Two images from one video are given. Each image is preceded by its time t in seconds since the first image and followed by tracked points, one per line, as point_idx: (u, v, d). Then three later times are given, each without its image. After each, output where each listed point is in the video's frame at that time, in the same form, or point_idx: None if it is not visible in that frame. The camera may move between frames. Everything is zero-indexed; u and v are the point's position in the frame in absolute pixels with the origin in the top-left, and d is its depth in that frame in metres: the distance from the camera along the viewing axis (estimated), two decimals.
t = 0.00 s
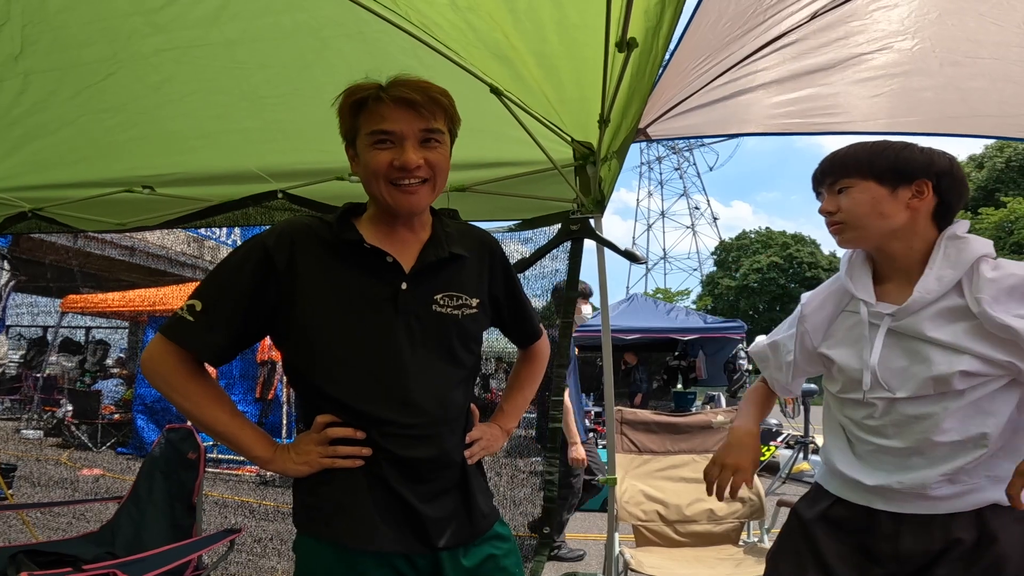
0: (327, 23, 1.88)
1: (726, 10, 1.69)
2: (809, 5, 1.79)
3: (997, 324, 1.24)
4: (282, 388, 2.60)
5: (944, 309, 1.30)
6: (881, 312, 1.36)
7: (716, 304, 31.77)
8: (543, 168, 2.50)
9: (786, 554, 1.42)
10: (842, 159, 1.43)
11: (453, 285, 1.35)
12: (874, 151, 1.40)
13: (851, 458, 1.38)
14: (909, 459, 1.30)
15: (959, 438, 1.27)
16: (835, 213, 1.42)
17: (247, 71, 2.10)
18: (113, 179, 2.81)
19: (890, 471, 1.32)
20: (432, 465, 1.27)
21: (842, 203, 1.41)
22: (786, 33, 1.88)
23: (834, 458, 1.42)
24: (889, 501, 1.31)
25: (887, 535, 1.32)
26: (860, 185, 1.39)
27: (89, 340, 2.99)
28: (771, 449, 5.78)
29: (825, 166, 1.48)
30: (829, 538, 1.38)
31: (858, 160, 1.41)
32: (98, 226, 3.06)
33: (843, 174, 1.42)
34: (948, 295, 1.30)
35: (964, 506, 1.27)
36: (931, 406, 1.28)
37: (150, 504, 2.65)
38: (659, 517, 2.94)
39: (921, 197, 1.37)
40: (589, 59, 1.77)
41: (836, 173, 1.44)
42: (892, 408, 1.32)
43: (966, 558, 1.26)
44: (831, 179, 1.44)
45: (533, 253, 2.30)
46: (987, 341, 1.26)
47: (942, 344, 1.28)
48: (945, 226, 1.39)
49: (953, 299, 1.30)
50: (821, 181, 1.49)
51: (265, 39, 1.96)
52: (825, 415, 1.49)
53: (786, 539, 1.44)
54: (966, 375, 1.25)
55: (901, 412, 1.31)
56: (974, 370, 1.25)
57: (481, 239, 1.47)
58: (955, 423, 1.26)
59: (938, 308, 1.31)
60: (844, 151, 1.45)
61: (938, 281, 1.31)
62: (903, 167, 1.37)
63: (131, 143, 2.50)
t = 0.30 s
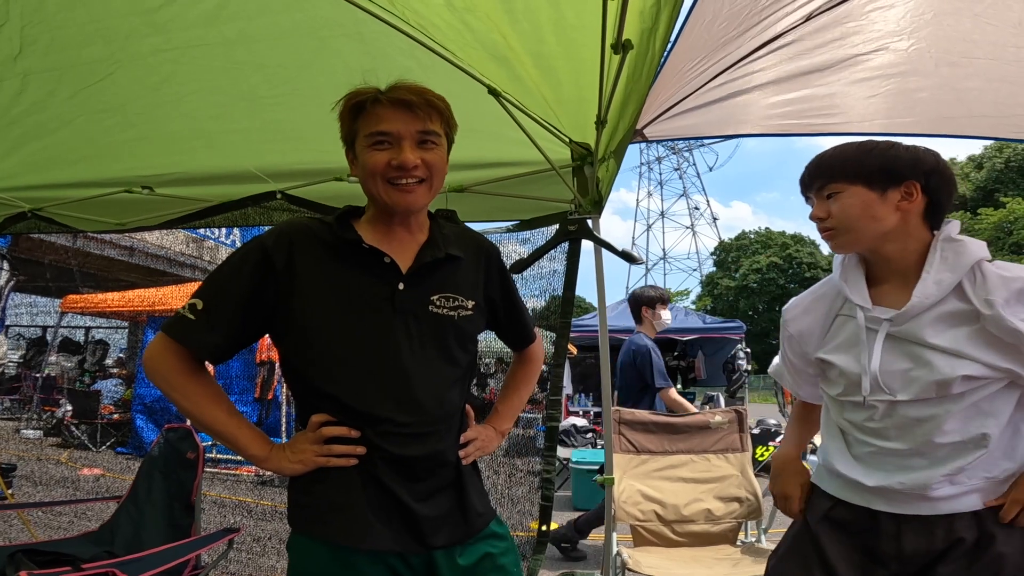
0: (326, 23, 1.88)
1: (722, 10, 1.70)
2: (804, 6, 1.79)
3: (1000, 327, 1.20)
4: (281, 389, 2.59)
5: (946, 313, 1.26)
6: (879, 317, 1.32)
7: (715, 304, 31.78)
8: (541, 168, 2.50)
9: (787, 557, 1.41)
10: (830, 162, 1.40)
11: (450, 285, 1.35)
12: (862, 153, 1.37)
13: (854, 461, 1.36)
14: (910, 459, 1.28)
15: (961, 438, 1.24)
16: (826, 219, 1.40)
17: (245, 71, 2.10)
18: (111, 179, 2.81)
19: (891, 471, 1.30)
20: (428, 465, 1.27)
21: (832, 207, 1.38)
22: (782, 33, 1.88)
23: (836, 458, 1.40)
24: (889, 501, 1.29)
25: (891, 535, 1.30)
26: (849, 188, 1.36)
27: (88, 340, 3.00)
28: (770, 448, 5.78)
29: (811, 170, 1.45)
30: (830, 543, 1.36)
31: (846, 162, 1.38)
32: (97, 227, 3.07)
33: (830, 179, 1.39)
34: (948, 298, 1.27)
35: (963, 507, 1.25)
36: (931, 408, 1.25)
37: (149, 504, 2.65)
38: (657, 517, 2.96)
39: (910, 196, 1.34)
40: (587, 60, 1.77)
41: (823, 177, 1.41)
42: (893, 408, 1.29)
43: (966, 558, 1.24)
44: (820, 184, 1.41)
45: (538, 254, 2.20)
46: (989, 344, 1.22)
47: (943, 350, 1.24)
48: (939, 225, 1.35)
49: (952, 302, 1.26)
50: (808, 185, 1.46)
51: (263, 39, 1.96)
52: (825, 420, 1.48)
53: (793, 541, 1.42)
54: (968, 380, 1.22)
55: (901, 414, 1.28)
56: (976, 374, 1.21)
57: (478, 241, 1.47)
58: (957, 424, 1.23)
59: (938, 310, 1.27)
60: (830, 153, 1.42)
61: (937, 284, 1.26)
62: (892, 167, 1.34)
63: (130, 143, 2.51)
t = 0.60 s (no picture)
0: (325, 24, 1.89)
1: (718, 10, 1.70)
2: (800, 6, 1.79)
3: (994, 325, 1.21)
4: (282, 388, 2.60)
5: (941, 311, 1.27)
6: (877, 317, 1.33)
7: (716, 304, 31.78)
8: (541, 168, 2.50)
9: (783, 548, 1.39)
10: (843, 189, 1.27)
11: (451, 286, 1.36)
12: (873, 171, 1.27)
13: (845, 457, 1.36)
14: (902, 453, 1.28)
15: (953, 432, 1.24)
16: (852, 252, 1.29)
17: (246, 72, 2.11)
18: (113, 179, 2.82)
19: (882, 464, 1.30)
20: (425, 463, 1.28)
21: (858, 238, 1.28)
22: (779, 33, 1.89)
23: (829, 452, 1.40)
24: (880, 494, 1.29)
25: (884, 529, 1.29)
26: (874, 216, 1.26)
27: (89, 339, 3.01)
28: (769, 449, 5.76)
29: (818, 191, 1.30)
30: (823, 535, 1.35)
31: (861, 184, 1.26)
32: (99, 225, 3.08)
33: (851, 206, 1.26)
34: (943, 299, 1.27)
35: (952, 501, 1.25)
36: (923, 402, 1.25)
37: (149, 503, 2.66)
38: (656, 516, 2.96)
39: (917, 211, 1.30)
40: (586, 59, 1.78)
41: (841, 204, 1.27)
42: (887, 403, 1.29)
43: (958, 554, 1.24)
44: (837, 216, 1.28)
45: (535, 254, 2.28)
46: (984, 343, 1.23)
47: (936, 345, 1.25)
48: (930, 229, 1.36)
49: (947, 301, 1.27)
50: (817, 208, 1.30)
51: (263, 40, 1.97)
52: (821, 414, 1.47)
53: (787, 536, 1.40)
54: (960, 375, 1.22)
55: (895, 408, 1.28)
56: (969, 370, 1.22)
57: (481, 243, 1.48)
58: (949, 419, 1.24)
59: (935, 310, 1.27)
60: (835, 173, 1.29)
61: (934, 287, 1.27)
62: (902, 183, 1.27)
63: (130, 143, 2.52)
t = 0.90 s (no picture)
0: (325, 22, 1.89)
1: (716, 7, 1.70)
2: (799, 3, 1.79)
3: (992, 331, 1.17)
4: (283, 386, 2.61)
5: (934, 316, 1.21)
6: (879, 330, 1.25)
7: (717, 304, 31.76)
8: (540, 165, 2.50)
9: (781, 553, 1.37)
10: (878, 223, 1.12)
11: (449, 288, 1.36)
12: (898, 195, 1.13)
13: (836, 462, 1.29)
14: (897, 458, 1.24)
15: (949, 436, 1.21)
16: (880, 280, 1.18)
17: (246, 70, 2.11)
18: (114, 177, 2.81)
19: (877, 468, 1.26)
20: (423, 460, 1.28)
21: (888, 264, 1.16)
22: (778, 30, 1.88)
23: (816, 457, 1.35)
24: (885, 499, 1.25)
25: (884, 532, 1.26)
26: (909, 244, 1.15)
27: (90, 338, 3.01)
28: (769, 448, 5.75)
29: (847, 220, 1.13)
30: (821, 539, 1.32)
31: (890, 211, 1.12)
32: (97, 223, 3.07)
33: (884, 235, 1.12)
34: (939, 308, 1.22)
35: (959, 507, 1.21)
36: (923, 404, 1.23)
37: (149, 501, 2.66)
38: (656, 515, 2.96)
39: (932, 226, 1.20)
40: (585, 57, 1.77)
41: (872, 234, 1.12)
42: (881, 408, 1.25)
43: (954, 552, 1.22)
44: (873, 251, 1.13)
45: (539, 249, 2.11)
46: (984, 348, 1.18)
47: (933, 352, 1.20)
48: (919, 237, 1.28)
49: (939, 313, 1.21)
50: (838, 238, 1.15)
51: (264, 39, 1.97)
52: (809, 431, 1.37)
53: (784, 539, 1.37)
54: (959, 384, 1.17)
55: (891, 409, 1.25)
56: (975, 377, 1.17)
57: (478, 248, 1.49)
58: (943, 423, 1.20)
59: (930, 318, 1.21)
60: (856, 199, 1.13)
61: (930, 297, 1.21)
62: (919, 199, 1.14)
63: (131, 142, 2.52)
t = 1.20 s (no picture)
0: (324, 21, 1.88)
1: (716, 5, 1.69)
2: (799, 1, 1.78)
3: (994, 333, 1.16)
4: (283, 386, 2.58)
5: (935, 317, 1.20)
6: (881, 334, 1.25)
7: (718, 304, 31.74)
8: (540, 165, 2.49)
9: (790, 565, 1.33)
10: (881, 224, 1.11)
11: (445, 284, 1.37)
12: (903, 199, 1.12)
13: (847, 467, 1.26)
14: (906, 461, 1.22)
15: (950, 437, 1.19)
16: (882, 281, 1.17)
17: (245, 70, 2.11)
18: (114, 177, 2.81)
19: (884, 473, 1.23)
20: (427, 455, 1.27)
21: (888, 265, 1.15)
22: (778, 29, 1.87)
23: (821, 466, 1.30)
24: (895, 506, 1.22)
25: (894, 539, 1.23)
26: (912, 245, 1.14)
27: (91, 339, 3.00)
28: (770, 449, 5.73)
29: (849, 221, 1.12)
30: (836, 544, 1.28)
31: (894, 215, 1.11)
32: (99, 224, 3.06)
33: (885, 236, 1.12)
34: (938, 309, 1.21)
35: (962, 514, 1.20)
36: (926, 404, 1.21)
37: (148, 501, 2.66)
38: (656, 515, 2.95)
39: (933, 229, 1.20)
40: (585, 55, 1.77)
41: (875, 235, 1.11)
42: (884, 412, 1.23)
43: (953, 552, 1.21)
44: (876, 251, 1.12)
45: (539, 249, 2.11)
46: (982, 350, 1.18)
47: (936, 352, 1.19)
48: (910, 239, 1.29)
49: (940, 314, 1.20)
50: (839, 239, 1.14)
51: (263, 39, 1.97)
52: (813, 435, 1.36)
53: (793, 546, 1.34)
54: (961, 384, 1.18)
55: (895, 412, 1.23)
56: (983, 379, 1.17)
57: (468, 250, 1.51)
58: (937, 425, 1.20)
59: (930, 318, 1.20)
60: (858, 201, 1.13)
61: (929, 299, 1.21)
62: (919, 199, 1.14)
63: (130, 142, 2.51)
